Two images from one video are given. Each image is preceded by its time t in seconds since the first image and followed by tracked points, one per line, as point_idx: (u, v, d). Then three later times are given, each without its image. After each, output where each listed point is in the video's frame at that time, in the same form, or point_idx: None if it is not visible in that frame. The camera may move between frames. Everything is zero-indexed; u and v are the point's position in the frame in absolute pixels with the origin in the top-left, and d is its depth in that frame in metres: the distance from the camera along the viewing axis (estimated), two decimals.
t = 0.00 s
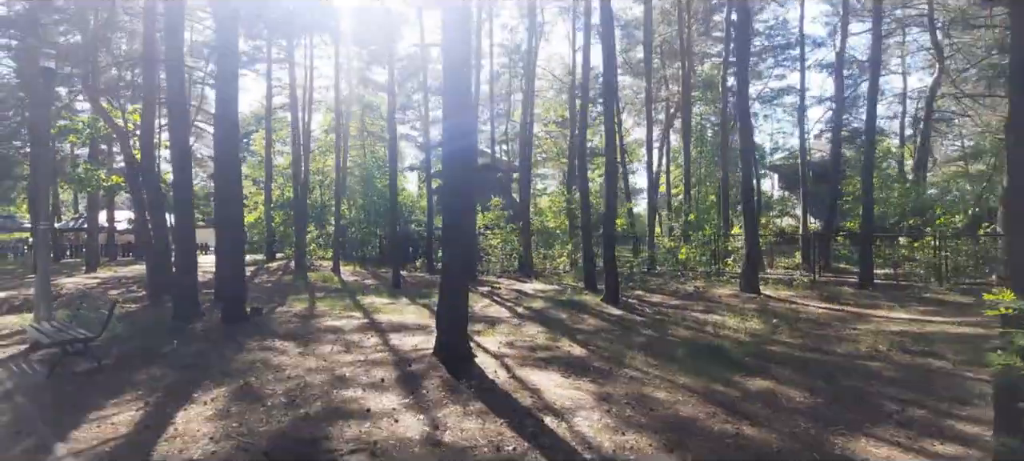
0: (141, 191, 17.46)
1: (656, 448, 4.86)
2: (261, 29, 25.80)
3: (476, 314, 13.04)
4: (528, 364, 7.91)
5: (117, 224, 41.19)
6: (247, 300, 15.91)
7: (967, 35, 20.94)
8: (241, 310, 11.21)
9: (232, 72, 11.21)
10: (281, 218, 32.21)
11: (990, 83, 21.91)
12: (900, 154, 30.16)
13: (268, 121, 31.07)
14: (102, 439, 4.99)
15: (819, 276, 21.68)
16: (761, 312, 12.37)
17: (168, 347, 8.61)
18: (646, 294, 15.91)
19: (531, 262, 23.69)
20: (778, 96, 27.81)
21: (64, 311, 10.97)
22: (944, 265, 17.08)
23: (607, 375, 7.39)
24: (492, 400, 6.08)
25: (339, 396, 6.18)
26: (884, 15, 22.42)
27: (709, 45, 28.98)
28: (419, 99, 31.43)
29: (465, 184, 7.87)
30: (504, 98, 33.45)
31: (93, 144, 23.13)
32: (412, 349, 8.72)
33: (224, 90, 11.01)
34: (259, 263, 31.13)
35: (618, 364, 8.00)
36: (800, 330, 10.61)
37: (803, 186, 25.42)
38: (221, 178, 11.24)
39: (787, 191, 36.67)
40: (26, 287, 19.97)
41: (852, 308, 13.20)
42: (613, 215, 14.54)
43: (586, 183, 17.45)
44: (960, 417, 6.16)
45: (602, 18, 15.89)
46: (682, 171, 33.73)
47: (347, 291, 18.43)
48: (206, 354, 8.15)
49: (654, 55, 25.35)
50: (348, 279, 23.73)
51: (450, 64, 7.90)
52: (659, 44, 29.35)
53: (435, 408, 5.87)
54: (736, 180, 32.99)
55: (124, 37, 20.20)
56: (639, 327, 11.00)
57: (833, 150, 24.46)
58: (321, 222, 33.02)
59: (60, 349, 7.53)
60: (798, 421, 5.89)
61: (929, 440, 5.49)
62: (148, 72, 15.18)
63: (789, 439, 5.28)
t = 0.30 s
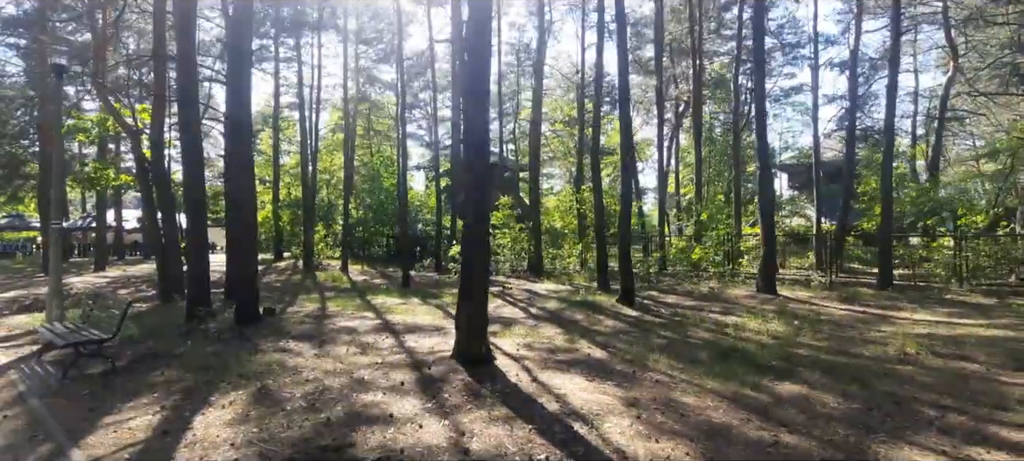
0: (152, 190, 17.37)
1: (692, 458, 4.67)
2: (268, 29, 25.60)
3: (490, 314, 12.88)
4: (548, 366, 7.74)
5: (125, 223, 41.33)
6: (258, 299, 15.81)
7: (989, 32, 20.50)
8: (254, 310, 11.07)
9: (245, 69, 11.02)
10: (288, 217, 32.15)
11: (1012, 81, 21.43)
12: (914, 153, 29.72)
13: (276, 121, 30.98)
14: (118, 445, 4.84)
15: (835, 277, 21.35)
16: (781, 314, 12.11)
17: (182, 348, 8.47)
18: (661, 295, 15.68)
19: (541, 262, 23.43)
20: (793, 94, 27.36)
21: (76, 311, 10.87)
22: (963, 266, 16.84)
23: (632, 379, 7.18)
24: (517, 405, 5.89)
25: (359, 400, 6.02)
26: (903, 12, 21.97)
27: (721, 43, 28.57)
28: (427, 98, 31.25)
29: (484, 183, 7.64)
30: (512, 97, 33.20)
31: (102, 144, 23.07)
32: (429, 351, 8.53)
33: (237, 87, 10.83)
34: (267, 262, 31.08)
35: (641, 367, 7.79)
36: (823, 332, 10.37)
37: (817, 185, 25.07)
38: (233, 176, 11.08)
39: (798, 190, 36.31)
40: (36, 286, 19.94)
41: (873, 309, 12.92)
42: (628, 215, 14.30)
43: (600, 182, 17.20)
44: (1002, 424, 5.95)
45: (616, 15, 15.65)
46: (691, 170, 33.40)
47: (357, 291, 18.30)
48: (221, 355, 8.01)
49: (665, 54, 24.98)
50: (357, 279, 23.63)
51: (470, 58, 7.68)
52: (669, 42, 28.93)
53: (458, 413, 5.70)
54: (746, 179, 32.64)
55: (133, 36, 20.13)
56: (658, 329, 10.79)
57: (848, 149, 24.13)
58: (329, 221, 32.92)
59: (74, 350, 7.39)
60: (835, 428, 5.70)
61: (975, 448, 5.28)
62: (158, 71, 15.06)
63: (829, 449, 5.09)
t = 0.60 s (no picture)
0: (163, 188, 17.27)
1: None
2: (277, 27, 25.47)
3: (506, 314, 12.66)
4: (573, 367, 7.50)
5: (136, 222, 41.48)
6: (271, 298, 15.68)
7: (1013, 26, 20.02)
8: (269, 309, 10.89)
9: (259, 63, 10.83)
10: (298, 216, 32.08)
11: None
12: (932, 151, 29.16)
13: (285, 119, 30.88)
14: (136, 450, 4.66)
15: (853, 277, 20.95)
16: (806, 314, 11.78)
17: (197, 347, 8.29)
18: (678, 294, 15.38)
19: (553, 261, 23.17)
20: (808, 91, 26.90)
21: (90, 309, 10.74)
22: (989, 265, 16.42)
23: (662, 382, 6.92)
24: (546, 409, 5.66)
25: (382, 403, 5.81)
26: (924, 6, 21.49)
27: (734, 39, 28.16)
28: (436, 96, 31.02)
29: (507, 178, 7.37)
30: (522, 95, 32.94)
31: (113, 142, 23.05)
32: (449, 351, 8.30)
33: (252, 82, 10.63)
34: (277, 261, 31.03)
35: (669, 369, 7.53)
36: (853, 334, 10.06)
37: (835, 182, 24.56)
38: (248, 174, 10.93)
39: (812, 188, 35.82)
40: (47, 284, 19.90)
41: (900, 310, 12.57)
42: (646, 211, 13.96)
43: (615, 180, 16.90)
44: None
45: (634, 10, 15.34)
46: (704, 168, 32.95)
47: (369, 290, 18.13)
48: (237, 355, 7.83)
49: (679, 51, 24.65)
50: (368, 277, 23.48)
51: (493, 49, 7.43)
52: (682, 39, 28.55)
53: (486, 417, 5.47)
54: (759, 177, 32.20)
55: (142, 35, 19.99)
56: (680, 329, 10.52)
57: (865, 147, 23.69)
58: (338, 219, 32.76)
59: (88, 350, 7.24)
60: (881, 434, 5.43)
61: None
62: (171, 68, 14.99)
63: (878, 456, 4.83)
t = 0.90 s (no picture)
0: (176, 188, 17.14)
1: None
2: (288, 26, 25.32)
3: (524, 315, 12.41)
4: (600, 373, 7.25)
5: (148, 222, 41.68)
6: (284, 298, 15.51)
7: None
8: (285, 310, 10.71)
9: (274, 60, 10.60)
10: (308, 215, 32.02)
11: None
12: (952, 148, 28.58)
13: (295, 118, 30.82)
14: None
15: (874, 277, 20.48)
16: (834, 317, 11.43)
17: (213, 350, 8.11)
18: (698, 295, 15.06)
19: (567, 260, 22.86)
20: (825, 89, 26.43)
21: (104, 311, 10.61)
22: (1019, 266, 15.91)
23: (695, 389, 6.66)
24: (579, 418, 5.41)
25: (408, 411, 5.59)
26: None
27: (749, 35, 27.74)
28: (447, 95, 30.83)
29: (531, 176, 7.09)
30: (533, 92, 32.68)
31: (126, 142, 23.03)
32: (470, 356, 8.07)
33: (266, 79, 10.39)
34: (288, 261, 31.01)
35: (700, 375, 7.26)
36: (885, 338, 9.71)
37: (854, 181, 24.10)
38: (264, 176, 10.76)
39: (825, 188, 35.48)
40: (60, 284, 19.85)
41: (929, 312, 12.17)
42: (666, 212, 13.63)
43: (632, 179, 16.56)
44: None
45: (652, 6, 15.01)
46: (717, 166, 32.51)
47: (382, 291, 17.95)
48: (254, 359, 7.64)
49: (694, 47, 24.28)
50: (379, 277, 23.33)
51: (519, 39, 7.07)
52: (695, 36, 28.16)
53: (517, 427, 5.23)
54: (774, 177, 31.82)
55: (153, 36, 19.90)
56: (705, 332, 10.22)
57: (885, 144, 23.22)
58: (348, 218, 32.65)
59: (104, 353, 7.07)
60: (934, 447, 5.14)
61: None
62: (184, 66, 15.00)
63: None
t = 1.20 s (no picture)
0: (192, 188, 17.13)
1: None
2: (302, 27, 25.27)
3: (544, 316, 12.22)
4: (631, 377, 7.04)
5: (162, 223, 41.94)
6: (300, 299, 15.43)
7: None
8: (304, 311, 10.61)
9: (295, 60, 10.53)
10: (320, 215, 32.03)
11: None
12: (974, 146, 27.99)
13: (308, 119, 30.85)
14: None
15: (897, 277, 20.08)
16: (863, 320, 11.13)
17: (234, 352, 8.00)
18: (719, 296, 14.79)
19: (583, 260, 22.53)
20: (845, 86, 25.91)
21: (123, 312, 10.56)
22: None
23: (731, 394, 6.43)
24: (616, 424, 5.21)
25: (439, 416, 5.41)
26: None
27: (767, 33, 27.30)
28: (458, 96, 30.67)
29: (561, 176, 6.93)
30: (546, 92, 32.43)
31: (141, 142, 23.12)
32: (495, 358, 7.88)
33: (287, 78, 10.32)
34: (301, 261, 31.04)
35: (734, 379, 7.03)
36: (920, 341, 9.41)
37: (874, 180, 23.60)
38: (282, 177, 10.69)
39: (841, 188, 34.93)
40: (77, 284, 19.96)
41: (962, 314, 11.82)
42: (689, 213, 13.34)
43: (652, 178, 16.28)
44: None
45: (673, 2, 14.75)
46: (733, 166, 32.08)
47: (397, 291, 17.86)
48: (277, 361, 7.52)
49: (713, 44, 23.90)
50: (393, 278, 23.24)
51: (549, 36, 6.95)
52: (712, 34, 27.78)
53: (553, 433, 5.04)
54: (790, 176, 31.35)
55: (167, 37, 19.90)
56: (732, 335, 9.98)
57: (907, 143, 22.74)
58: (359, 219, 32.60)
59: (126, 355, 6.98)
60: (995, 457, 4.87)
61: None
62: (200, 65, 15.04)
63: None
